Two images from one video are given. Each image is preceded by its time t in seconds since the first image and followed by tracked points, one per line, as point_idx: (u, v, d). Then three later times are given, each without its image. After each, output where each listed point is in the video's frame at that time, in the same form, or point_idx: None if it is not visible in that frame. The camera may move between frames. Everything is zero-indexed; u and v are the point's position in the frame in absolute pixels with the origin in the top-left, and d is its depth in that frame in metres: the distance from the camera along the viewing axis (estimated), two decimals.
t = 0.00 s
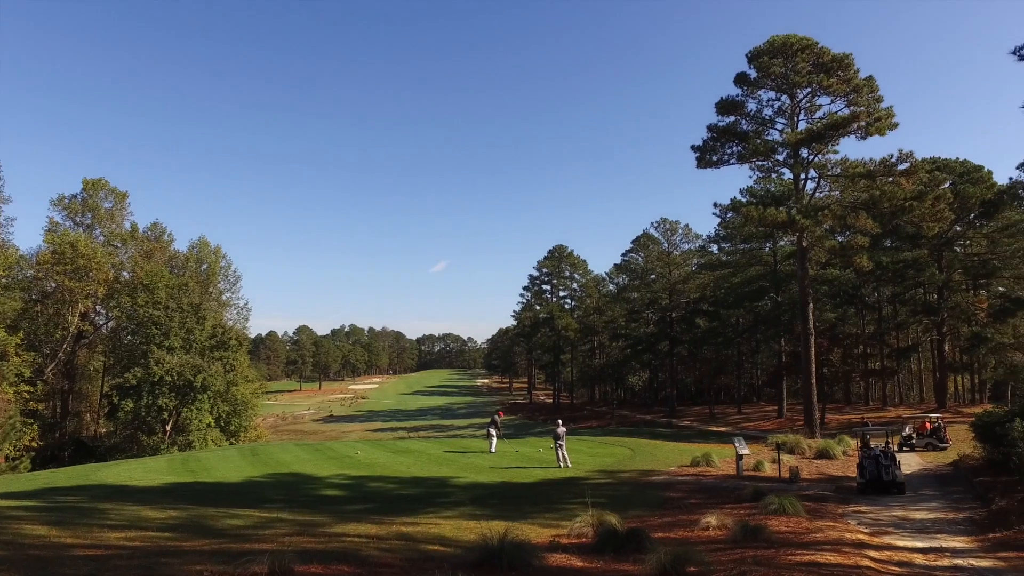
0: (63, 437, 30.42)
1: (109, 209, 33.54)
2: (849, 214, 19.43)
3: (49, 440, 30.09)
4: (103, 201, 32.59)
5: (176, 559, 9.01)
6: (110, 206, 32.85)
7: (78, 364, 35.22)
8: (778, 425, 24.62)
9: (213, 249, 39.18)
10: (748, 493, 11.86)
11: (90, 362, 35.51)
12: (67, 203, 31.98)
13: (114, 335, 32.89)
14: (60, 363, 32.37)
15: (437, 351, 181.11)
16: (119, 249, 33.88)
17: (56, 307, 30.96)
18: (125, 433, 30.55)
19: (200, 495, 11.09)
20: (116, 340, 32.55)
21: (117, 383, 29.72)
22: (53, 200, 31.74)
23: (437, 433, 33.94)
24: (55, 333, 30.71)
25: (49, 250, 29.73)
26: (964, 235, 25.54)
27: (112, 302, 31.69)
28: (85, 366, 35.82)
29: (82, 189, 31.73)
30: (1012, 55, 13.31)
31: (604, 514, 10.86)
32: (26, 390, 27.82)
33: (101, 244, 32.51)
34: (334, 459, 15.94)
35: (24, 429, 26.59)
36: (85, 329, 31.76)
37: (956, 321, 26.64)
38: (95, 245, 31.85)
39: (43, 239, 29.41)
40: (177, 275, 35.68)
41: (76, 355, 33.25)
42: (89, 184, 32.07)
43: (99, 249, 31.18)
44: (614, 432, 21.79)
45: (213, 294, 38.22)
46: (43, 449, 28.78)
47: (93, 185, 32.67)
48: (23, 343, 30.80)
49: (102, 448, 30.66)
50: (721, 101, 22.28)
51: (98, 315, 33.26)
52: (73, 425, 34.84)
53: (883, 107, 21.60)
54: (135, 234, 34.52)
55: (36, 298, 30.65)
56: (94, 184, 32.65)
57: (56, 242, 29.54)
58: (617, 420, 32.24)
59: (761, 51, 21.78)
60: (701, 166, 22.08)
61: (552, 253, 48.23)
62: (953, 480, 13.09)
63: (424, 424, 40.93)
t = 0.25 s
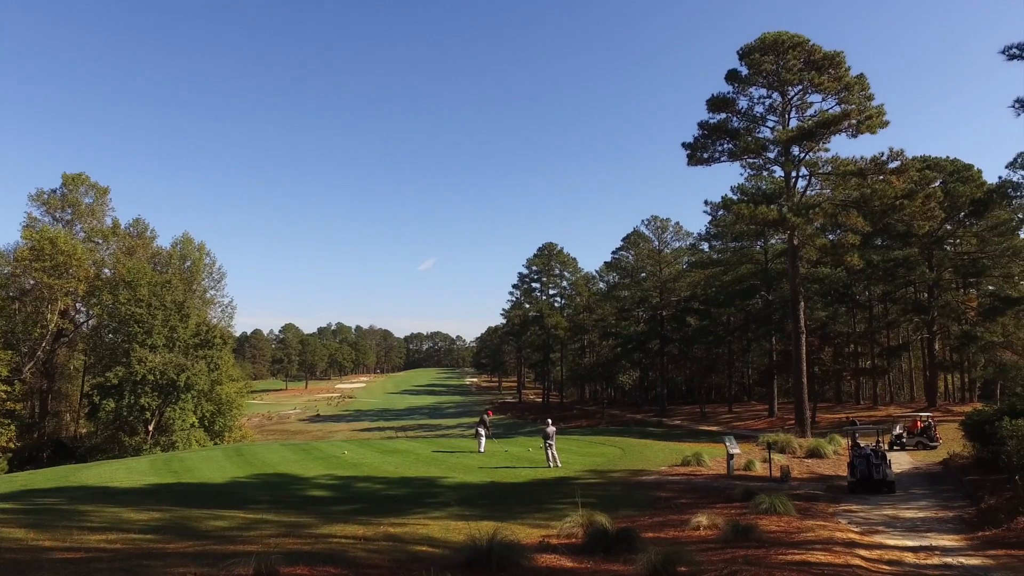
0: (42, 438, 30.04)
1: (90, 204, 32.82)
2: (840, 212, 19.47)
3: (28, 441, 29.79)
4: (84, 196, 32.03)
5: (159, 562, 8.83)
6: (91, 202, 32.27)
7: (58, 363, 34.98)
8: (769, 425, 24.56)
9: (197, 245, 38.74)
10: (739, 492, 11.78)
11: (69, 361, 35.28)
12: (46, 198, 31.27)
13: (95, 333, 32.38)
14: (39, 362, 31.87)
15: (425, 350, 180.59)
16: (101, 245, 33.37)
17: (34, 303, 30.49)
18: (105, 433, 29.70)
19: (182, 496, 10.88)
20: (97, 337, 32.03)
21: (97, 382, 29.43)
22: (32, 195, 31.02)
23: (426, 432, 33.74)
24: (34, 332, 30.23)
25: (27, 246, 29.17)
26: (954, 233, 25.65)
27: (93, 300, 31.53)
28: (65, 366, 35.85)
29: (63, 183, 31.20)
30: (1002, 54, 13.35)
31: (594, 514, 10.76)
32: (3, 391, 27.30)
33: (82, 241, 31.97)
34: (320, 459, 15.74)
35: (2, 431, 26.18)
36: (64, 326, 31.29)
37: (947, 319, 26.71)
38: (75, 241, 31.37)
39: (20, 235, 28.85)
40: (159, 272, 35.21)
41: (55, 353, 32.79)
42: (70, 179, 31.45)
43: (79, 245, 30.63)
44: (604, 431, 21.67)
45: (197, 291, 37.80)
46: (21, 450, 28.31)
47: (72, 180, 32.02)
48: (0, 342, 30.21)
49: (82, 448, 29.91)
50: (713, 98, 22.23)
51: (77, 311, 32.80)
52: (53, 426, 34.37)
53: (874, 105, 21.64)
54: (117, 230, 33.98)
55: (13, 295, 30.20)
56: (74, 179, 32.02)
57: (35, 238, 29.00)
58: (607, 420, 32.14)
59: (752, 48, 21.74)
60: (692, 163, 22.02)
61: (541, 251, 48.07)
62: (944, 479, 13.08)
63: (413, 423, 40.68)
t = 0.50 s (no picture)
0: (27, 438, 30.02)
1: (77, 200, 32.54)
2: (839, 209, 19.35)
3: (13, 441, 29.70)
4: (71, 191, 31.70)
5: (147, 564, 8.64)
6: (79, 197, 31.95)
7: (44, 361, 34.99)
8: (768, 424, 24.44)
9: (188, 242, 38.40)
10: (737, 493, 11.64)
11: (56, 360, 35.28)
12: (32, 193, 30.88)
13: (82, 331, 32.30)
14: (24, 360, 31.53)
15: (419, 348, 180.09)
16: (89, 242, 32.92)
17: (20, 301, 30.07)
18: (93, 433, 29.12)
19: (172, 497, 10.68)
20: (84, 336, 31.71)
21: (84, 381, 29.21)
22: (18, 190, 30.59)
23: (421, 432, 33.54)
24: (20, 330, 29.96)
25: (12, 242, 28.57)
26: (954, 231, 25.56)
27: (81, 297, 31.49)
28: (52, 364, 35.68)
29: (49, 178, 30.89)
30: (1002, 50, 13.22)
31: (591, 515, 10.60)
32: None
33: (69, 237, 31.49)
34: (313, 459, 15.53)
35: None
36: (51, 324, 31.45)
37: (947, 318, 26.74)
38: (62, 237, 30.94)
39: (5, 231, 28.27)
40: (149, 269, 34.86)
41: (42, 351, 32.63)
42: (57, 173, 31.14)
43: (66, 241, 30.02)
44: (601, 431, 21.48)
45: (187, 288, 37.45)
46: (6, 450, 28.51)
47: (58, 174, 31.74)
48: None
49: (68, 449, 29.73)
50: (711, 94, 22.12)
51: (65, 310, 32.79)
52: (39, 426, 34.14)
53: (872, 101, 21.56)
54: (105, 226, 33.50)
55: None
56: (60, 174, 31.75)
57: (20, 234, 28.43)
58: (604, 420, 32.00)
59: (751, 43, 21.68)
60: (689, 159, 21.89)
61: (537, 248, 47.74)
62: (943, 479, 12.98)
63: (408, 423, 40.44)
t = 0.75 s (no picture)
0: (18, 438, 30.01)
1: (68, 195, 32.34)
2: (844, 205, 19.03)
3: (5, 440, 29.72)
4: (62, 186, 31.51)
5: (139, 566, 8.45)
6: (70, 192, 31.75)
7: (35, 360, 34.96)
8: (772, 423, 24.29)
9: (181, 239, 38.14)
10: (741, 493, 11.46)
11: (47, 358, 35.24)
12: (23, 188, 30.61)
13: (74, 328, 32.24)
14: (15, 358, 31.83)
15: (417, 347, 179.79)
16: (80, 237, 32.39)
17: (9, 299, 29.29)
18: (84, 433, 29.05)
19: (166, 498, 10.50)
20: (77, 334, 31.79)
21: (77, 380, 28.92)
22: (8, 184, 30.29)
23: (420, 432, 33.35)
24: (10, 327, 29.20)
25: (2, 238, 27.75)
26: (960, 227, 25.27)
27: (72, 294, 31.16)
28: (43, 364, 35.78)
29: (40, 172, 30.63)
30: (1009, 44, 13.02)
31: (592, 516, 10.41)
32: None
33: (61, 233, 30.96)
34: (309, 459, 15.34)
35: None
36: (42, 322, 30.88)
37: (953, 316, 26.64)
38: (52, 233, 30.44)
39: None
40: (141, 266, 34.56)
41: (33, 349, 32.50)
42: (48, 168, 31.00)
43: (58, 237, 29.39)
44: (602, 430, 21.26)
45: (180, 284, 37.20)
46: None
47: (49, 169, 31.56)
48: None
49: (60, 448, 29.82)
50: (714, 88, 21.96)
51: (55, 307, 32.38)
52: (29, 426, 34.00)
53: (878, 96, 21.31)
54: (97, 221, 32.93)
55: None
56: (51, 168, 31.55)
57: (11, 230, 27.63)
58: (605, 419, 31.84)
59: (754, 37, 21.52)
60: (692, 155, 21.73)
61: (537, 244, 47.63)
62: (950, 479, 12.80)
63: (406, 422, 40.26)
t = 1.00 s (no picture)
0: (10, 438, 29.87)
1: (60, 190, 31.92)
2: (852, 201, 18.97)
3: None
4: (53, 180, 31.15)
5: (131, 569, 8.23)
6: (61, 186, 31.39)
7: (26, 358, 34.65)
8: (780, 422, 24.11)
9: (175, 234, 37.84)
10: (747, 494, 11.24)
11: (38, 356, 34.94)
12: (14, 182, 30.37)
13: (66, 326, 31.58)
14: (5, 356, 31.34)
15: (416, 345, 179.53)
16: (72, 233, 32.13)
17: None
18: (78, 433, 29.27)
19: (160, 499, 10.29)
20: (68, 331, 31.25)
21: (68, 378, 28.63)
22: None
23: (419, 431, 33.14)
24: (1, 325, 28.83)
25: None
26: (970, 223, 25.05)
27: (64, 291, 30.75)
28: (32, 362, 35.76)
29: (31, 167, 30.31)
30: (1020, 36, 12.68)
31: (595, 517, 10.19)
32: None
33: (52, 228, 30.74)
34: (306, 460, 15.13)
35: None
36: (33, 320, 30.28)
37: (963, 312, 26.54)
38: (43, 228, 30.10)
39: None
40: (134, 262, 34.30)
41: (23, 348, 32.11)
42: (39, 162, 30.61)
43: (49, 232, 29.25)
44: (605, 430, 21.04)
45: (175, 281, 37.05)
46: None
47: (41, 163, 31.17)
48: None
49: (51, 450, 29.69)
50: (719, 81, 21.73)
51: (47, 305, 32.07)
52: (20, 426, 33.77)
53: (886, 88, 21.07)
54: (90, 217, 32.69)
55: None
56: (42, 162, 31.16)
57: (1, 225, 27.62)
58: (608, 418, 31.63)
59: (761, 28, 21.24)
60: (697, 148, 21.52)
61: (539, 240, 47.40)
62: (960, 479, 12.57)
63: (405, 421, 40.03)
